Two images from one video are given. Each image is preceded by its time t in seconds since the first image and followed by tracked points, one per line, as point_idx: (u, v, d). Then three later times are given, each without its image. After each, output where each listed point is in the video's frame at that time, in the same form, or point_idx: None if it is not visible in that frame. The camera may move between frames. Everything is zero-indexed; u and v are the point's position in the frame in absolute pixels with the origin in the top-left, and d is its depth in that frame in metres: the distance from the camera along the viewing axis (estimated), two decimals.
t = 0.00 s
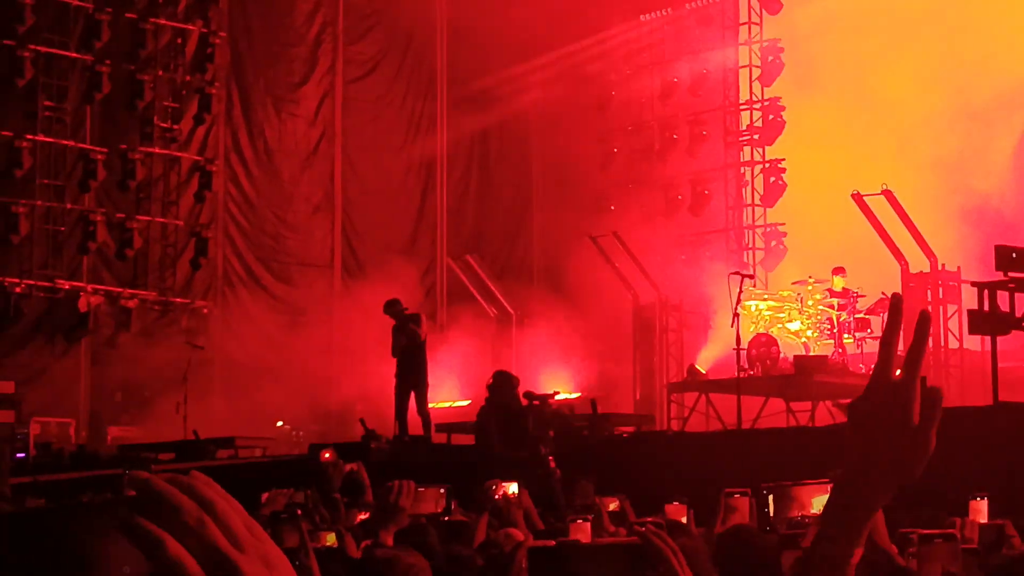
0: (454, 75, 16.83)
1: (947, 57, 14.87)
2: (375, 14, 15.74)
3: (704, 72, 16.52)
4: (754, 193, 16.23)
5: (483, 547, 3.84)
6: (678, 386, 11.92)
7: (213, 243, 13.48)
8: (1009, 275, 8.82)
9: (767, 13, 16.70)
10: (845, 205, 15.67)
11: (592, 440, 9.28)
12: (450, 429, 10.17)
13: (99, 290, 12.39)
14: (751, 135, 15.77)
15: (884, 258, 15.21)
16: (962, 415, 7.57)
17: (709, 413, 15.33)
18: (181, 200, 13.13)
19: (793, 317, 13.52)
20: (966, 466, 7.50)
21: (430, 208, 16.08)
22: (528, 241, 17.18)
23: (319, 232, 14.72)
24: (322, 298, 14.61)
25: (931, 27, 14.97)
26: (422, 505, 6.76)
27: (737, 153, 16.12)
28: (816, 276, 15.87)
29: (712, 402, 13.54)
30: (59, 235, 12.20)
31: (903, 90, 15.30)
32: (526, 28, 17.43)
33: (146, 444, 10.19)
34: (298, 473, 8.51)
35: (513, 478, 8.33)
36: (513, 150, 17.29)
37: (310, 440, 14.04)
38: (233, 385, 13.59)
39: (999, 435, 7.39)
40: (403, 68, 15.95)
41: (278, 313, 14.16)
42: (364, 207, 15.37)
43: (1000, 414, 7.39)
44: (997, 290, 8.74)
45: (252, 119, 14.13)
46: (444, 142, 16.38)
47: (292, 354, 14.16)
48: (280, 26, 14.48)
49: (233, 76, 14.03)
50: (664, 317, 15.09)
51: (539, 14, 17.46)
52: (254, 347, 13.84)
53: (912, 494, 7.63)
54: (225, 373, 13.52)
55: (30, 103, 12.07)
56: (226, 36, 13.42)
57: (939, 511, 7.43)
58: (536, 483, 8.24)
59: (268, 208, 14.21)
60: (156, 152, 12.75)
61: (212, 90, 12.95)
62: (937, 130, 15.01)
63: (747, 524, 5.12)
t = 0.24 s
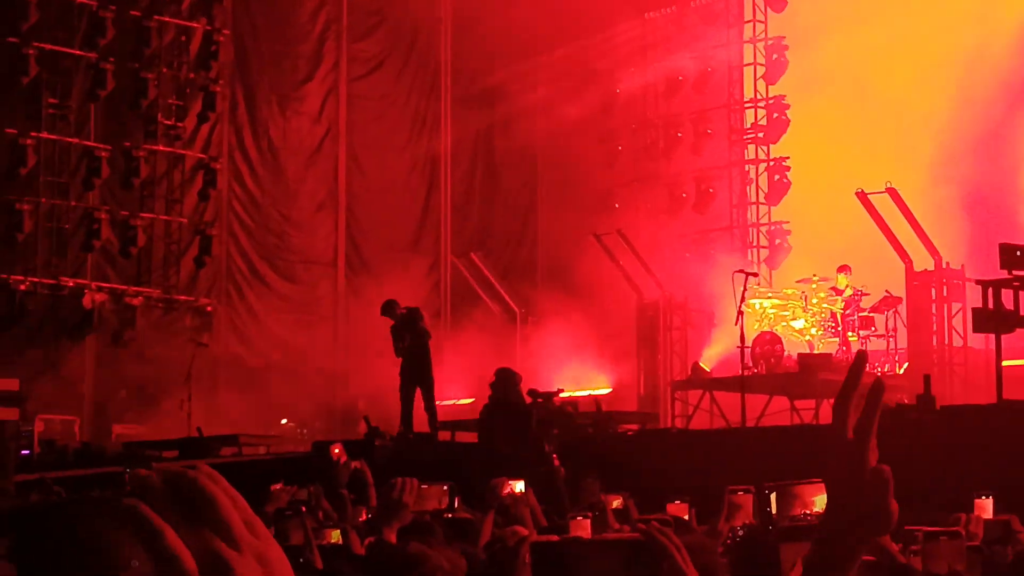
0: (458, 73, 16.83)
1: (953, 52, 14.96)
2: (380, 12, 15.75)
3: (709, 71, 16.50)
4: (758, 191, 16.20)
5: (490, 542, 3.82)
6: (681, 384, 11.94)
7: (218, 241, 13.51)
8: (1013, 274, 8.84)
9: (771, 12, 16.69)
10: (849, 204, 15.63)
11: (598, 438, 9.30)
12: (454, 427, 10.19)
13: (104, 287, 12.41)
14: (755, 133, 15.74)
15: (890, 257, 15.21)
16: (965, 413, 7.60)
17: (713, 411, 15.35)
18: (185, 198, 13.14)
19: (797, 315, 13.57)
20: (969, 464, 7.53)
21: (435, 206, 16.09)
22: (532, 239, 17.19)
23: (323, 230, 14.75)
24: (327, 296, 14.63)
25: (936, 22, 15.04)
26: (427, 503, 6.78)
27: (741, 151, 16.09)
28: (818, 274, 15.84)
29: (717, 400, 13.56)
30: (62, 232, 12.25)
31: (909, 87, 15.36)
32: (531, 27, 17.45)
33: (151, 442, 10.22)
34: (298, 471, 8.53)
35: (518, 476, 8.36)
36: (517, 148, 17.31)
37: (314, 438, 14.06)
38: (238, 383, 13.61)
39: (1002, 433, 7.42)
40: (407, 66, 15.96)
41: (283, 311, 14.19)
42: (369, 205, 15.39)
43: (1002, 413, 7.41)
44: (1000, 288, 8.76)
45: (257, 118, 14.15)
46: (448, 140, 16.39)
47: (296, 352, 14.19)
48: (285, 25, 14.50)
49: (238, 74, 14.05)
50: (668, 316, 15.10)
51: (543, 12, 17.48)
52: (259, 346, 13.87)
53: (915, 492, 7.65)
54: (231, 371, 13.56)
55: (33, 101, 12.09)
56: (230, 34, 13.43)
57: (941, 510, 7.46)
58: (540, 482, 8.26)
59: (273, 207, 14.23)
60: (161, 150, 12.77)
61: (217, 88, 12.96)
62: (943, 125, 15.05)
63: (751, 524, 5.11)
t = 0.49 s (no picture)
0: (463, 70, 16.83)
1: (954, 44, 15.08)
2: (384, 8, 15.75)
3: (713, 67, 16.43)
4: (763, 188, 16.12)
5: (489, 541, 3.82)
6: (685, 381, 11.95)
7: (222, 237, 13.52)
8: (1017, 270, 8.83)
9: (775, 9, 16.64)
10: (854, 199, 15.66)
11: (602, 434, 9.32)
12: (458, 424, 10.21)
13: (108, 284, 12.42)
14: (759, 130, 15.65)
15: (895, 254, 15.20)
16: (969, 409, 7.60)
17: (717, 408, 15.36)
18: (189, 194, 13.13)
19: (801, 312, 13.54)
20: (973, 460, 7.53)
21: (440, 202, 16.09)
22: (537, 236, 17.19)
23: (327, 227, 14.75)
24: (331, 292, 14.64)
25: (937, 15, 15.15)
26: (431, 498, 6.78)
27: (745, 148, 16.01)
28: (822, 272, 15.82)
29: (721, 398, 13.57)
30: (67, 228, 12.25)
31: (910, 81, 15.43)
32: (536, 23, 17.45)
33: (156, 438, 10.23)
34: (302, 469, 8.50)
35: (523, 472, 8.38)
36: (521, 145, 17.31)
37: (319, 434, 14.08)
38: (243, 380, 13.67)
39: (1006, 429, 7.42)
40: (412, 62, 15.96)
41: (287, 308, 14.20)
42: (373, 202, 15.39)
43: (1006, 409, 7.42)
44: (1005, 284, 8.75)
45: (262, 115, 14.16)
46: (452, 136, 16.39)
47: (300, 349, 14.20)
48: (290, 22, 14.51)
49: (243, 71, 14.06)
50: (672, 312, 15.09)
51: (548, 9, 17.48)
52: (264, 342, 13.89)
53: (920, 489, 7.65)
54: (236, 368, 13.59)
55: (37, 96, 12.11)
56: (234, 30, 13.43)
57: (945, 506, 7.46)
58: (545, 478, 8.27)
59: (277, 203, 14.24)
60: (165, 146, 12.78)
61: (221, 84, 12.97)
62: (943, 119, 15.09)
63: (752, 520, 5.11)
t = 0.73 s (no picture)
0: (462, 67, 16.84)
1: (955, 41, 15.14)
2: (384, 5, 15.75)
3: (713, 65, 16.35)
4: (761, 187, 16.06)
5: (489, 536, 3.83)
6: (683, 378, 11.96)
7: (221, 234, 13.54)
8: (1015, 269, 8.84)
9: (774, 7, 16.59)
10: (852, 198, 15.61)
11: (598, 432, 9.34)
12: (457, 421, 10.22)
13: (107, 280, 12.44)
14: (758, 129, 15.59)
15: (894, 252, 15.21)
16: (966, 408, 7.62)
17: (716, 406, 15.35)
18: (188, 191, 13.10)
19: (800, 310, 13.53)
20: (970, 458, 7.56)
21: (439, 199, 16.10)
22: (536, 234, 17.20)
23: (327, 224, 14.76)
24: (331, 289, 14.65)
25: (936, 12, 15.25)
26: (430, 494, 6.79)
27: (744, 147, 15.95)
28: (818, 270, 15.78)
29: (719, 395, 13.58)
30: (65, 225, 12.24)
31: (911, 79, 15.45)
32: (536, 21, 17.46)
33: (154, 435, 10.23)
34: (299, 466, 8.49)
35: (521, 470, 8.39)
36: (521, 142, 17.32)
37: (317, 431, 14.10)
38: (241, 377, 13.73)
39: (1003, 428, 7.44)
40: (411, 59, 15.96)
41: (285, 305, 14.21)
42: (373, 200, 15.39)
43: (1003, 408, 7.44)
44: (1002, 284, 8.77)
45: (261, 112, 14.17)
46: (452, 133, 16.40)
47: (299, 346, 14.21)
48: (290, 18, 14.52)
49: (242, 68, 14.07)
50: (671, 310, 15.10)
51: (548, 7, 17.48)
52: (263, 338, 13.93)
53: (917, 488, 7.67)
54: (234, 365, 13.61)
55: (36, 92, 12.11)
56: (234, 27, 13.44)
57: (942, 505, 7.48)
58: (544, 475, 8.28)
59: (276, 200, 14.25)
60: (164, 143, 12.79)
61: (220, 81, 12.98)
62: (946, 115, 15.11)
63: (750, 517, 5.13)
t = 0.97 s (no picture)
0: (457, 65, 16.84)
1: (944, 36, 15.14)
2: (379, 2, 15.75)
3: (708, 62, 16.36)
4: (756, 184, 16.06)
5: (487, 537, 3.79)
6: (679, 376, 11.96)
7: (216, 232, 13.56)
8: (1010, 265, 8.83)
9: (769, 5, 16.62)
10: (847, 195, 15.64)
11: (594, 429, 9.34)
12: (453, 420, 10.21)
13: (102, 279, 12.46)
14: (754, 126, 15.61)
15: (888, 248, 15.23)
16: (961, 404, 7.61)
17: (712, 403, 15.38)
18: (184, 189, 13.13)
19: (796, 307, 13.56)
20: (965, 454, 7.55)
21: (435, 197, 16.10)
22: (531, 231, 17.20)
23: (322, 222, 14.76)
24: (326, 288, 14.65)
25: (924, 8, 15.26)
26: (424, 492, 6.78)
27: (740, 144, 15.96)
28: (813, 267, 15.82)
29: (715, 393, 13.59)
30: (60, 224, 12.24)
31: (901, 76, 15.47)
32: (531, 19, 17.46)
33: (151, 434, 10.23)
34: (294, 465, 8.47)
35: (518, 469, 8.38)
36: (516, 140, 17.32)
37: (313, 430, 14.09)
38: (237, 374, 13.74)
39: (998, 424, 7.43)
40: (406, 57, 15.96)
41: (281, 303, 14.21)
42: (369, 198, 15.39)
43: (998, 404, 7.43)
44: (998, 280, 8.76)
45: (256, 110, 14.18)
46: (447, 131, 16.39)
47: (294, 344, 14.21)
48: (285, 17, 14.52)
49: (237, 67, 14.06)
50: (667, 307, 15.10)
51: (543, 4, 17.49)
52: (258, 337, 13.93)
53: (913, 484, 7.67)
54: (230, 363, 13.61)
55: (32, 92, 12.10)
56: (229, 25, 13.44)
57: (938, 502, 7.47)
58: (540, 474, 8.27)
59: (271, 199, 14.24)
60: (160, 141, 12.79)
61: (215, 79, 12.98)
62: (936, 111, 15.13)
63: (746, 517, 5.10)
